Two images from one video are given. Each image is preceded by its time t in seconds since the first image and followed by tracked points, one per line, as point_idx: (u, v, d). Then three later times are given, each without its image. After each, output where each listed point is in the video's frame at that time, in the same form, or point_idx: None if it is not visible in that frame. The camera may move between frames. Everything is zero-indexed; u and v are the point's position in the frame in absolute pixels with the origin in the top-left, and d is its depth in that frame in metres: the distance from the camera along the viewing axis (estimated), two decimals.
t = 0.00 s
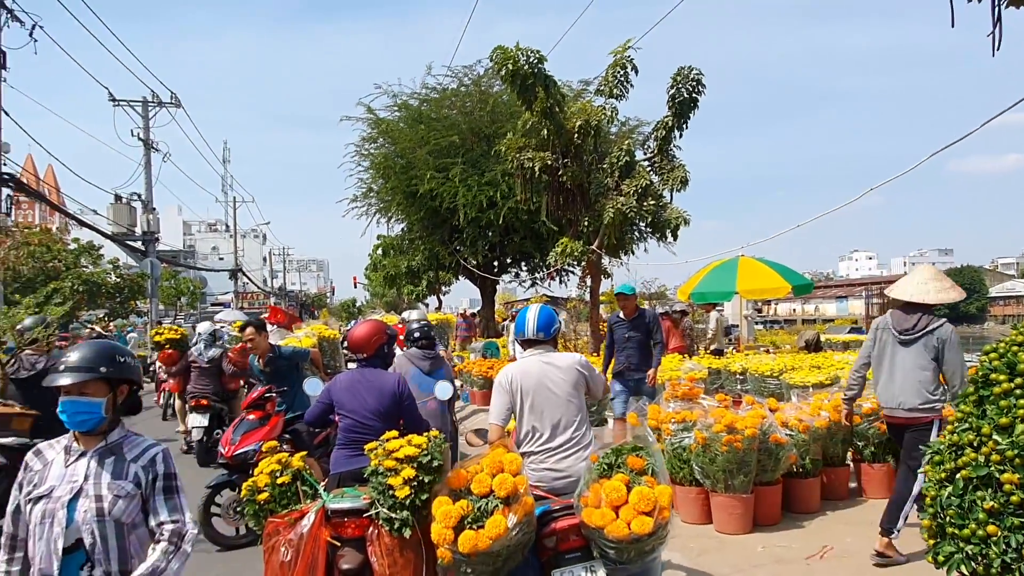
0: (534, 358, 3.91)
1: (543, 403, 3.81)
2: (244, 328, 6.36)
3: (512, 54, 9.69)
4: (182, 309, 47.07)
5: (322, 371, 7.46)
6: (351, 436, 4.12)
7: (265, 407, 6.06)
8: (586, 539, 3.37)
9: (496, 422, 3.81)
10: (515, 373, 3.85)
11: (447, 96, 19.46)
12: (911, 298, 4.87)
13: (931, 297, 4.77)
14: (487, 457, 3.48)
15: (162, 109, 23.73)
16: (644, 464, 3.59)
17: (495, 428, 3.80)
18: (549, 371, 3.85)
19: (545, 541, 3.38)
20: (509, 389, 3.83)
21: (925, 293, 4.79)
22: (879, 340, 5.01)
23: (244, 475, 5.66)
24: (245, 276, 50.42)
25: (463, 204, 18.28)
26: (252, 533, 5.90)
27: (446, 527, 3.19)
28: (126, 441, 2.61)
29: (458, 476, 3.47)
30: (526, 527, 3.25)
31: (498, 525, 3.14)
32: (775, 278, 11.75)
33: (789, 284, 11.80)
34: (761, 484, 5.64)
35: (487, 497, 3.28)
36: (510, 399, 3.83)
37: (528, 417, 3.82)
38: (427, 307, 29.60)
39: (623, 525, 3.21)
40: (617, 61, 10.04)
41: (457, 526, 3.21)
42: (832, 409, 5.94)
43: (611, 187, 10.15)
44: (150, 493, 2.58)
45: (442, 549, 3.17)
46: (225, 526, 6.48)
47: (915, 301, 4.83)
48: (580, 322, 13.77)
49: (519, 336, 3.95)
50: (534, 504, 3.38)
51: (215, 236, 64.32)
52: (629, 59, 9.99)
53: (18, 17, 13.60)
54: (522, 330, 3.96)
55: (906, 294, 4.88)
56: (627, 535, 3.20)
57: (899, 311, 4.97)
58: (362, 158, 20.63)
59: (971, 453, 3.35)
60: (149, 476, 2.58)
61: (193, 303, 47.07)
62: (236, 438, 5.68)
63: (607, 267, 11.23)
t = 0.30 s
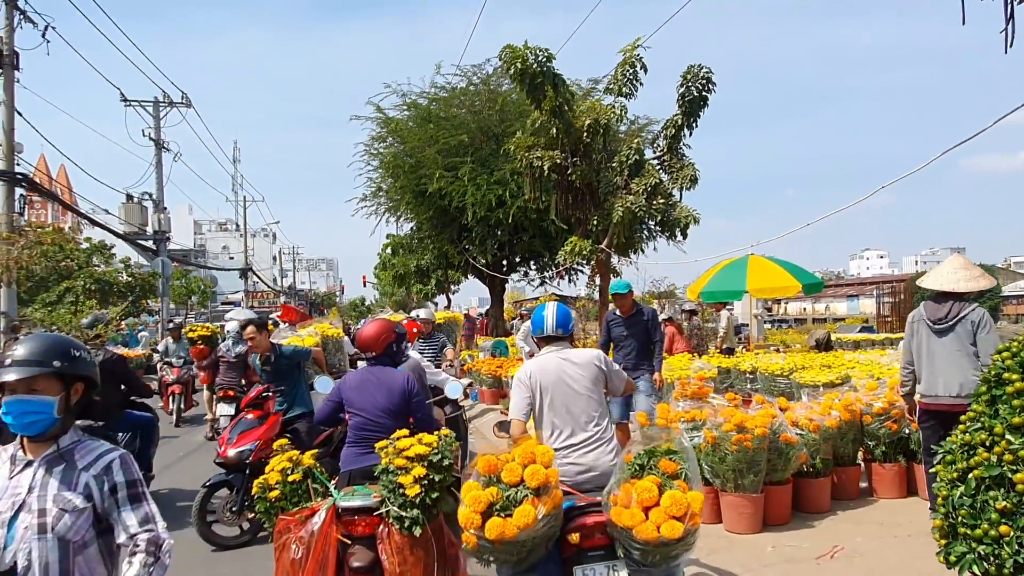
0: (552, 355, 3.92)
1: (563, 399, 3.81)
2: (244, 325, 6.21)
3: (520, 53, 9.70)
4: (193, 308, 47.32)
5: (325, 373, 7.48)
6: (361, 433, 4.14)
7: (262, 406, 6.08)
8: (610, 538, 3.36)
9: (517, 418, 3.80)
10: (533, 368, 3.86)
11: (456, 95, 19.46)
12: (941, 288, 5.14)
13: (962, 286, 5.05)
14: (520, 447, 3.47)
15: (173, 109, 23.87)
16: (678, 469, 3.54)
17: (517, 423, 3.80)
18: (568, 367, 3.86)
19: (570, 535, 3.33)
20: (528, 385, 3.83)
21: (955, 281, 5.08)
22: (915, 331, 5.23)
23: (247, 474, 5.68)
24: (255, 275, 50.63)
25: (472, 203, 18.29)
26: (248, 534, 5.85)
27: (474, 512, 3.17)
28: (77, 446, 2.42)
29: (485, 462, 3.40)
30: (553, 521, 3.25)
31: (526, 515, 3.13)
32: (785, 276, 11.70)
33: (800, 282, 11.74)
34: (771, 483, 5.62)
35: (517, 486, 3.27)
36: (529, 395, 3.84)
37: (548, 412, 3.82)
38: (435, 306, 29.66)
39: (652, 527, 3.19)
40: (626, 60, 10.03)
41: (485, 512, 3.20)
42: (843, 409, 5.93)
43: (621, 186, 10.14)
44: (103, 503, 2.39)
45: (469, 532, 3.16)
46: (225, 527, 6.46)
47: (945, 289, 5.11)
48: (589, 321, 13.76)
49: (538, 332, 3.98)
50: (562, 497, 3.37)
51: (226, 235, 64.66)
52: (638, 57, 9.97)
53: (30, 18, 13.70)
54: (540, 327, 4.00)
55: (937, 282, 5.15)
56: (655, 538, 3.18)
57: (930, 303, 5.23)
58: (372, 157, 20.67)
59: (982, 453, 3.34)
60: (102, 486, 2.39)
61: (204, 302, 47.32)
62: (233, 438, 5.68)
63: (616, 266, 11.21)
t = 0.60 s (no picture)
0: (580, 349, 3.92)
1: (591, 393, 3.81)
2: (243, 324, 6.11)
3: (529, 52, 9.70)
4: (203, 307, 47.57)
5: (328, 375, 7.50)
6: (370, 432, 4.15)
7: (258, 407, 5.98)
8: (638, 538, 3.34)
9: (545, 411, 3.77)
10: (561, 361, 3.85)
11: (464, 94, 19.44)
12: (991, 293, 5.15)
13: (1013, 291, 5.05)
14: (558, 441, 3.41)
15: (184, 109, 24.00)
16: (712, 476, 3.47)
17: (545, 416, 3.76)
18: (596, 361, 3.86)
19: (597, 531, 3.30)
20: (556, 377, 3.81)
21: (1007, 287, 5.08)
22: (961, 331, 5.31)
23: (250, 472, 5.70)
24: (265, 274, 50.85)
25: (481, 202, 18.31)
26: (234, 538, 5.79)
27: (521, 507, 3.13)
28: (58, 467, 1.91)
29: (524, 455, 3.34)
30: (594, 514, 3.23)
31: (574, 510, 3.10)
32: (795, 275, 11.64)
33: (810, 281, 11.68)
34: (781, 482, 5.61)
35: (559, 481, 3.22)
36: (558, 388, 3.81)
37: (575, 406, 3.81)
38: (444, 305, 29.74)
39: (684, 532, 3.17)
40: (635, 58, 10.01)
41: (531, 507, 3.16)
42: (853, 408, 5.89)
43: (630, 184, 10.12)
44: (75, 544, 1.88)
45: (514, 526, 3.12)
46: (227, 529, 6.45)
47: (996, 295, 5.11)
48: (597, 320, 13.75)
49: (573, 326, 3.97)
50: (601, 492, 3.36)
51: (236, 234, 64.97)
52: (647, 55, 9.94)
53: (42, 19, 13.80)
54: (574, 321, 3.99)
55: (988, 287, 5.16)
56: (686, 543, 3.17)
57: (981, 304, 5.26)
58: (381, 156, 20.71)
59: (994, 452, 3.32)
60: (78, 519, 1.89)
61: (214, 301, 47.55)
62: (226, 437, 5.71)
63: (625, 265, 11.21)
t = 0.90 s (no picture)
0: (610, 352, 3.90)
1: (616, 398, 3.81)
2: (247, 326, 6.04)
3: (541, 52, 9.70)
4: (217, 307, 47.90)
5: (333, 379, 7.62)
6: (383, 432, 4.17)
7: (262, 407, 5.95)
8: (658, 538, 3.31)
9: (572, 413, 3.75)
10: (588, 364, 3.85)
11: (476, 94, 19.44)
12: None
13: None
14: (587, 437, 3.42)
15: (198, 110, 24.15)
16: (740, 477, 3.45)
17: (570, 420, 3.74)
18: (622, 365, 3.86)
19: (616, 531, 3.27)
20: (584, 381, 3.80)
21: None
22: None
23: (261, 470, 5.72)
24: (278, 274, 51.12)
25: (493, 202, 18.32)
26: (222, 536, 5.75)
27: (556, 501, 3.14)
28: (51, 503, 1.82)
29: (555, 450, 3.35)
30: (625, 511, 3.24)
31: (608, 506, 3.10)
32: (808, 275, 11.57)
33: (823, 281, 11.61)
34: (794, 483, 5.58)
35: (590, 477, 3.23)
36: (585, 391, 3.80)
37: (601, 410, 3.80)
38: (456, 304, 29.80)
39: (721, 533, 3.11)
40: (647, 57, 9.99)
41: (566, 502, 3.16)
42: (867, 408, 5.84)
43: (642, 184, 10.10)
44: None
45: (549, 520, 3.12)
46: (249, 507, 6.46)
47: None
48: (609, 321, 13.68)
49: (610, 325, 3.92)
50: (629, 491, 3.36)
51: (249, 234, 65.37)
52: (659, 55, 9.93)
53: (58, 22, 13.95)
54: (612, 321, 3.94)
55: None
56: (723, 544, 3.09)
57: None
58: (393, 156, 20.77)
59: (1011, 454, 3.29)
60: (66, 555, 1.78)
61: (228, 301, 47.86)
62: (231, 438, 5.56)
63: (637, 265, 11.18)
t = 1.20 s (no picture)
0: (633, 355, 3.88)
1: (638, 402, 3.79)
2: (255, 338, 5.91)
3: (553, 51, 9.70)
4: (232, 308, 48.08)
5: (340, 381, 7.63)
6: (395, 430, 4.19)
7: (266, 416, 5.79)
8: (674, 539, 3.31)
9: (590, 417, 3.77)
10: (611, 366, 3.83)
11: (489, 93, 19.43)
12: None
13: None
14: (602, 438, 3.41)
15: (213, 110, 24.32)
16: (758, 482, 3.43)
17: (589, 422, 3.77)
18: (646, 369, 3.83)
19: (631, 531, 3.27)
20: (605, 384, 3.79)
21: None
22: None
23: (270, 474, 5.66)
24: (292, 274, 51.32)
25: (505, 201, 18.32)
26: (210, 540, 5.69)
27: (566, 501, 3.14)
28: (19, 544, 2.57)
29: (570, 450, 3.37)
30: (637, 513, 3.22)
31: (619, 507, 3.10)
32: (822, 274, 11.49)
33: (838, 280, 11.52)
34: (808, 484, 5.55)
35: (604, 478, 3.24)
36: (606, 394, 3.79)
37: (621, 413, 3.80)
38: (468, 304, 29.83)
39: (734, 538, 3.07)
40: (660, 56, 9.96)
41: (577, 502, 3.17)
42: (882, 408, 5.81)
43: (655, 183, 10.06)
44: None
45: (559, 520, 3.13)
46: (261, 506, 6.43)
47: None
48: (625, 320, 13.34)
49: (636, 327, 3.96)
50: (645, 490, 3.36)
51: (263, 234, 65.77)
52: (672, 53, 9.90)
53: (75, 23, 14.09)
54: (636, 322, 3.97)
55: None
56: (736, 549, 3.06)
57: None
58: (405, 156, 20.80)
59: None
60: None
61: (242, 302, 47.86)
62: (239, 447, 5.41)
63: (650, 264, 11.15)
